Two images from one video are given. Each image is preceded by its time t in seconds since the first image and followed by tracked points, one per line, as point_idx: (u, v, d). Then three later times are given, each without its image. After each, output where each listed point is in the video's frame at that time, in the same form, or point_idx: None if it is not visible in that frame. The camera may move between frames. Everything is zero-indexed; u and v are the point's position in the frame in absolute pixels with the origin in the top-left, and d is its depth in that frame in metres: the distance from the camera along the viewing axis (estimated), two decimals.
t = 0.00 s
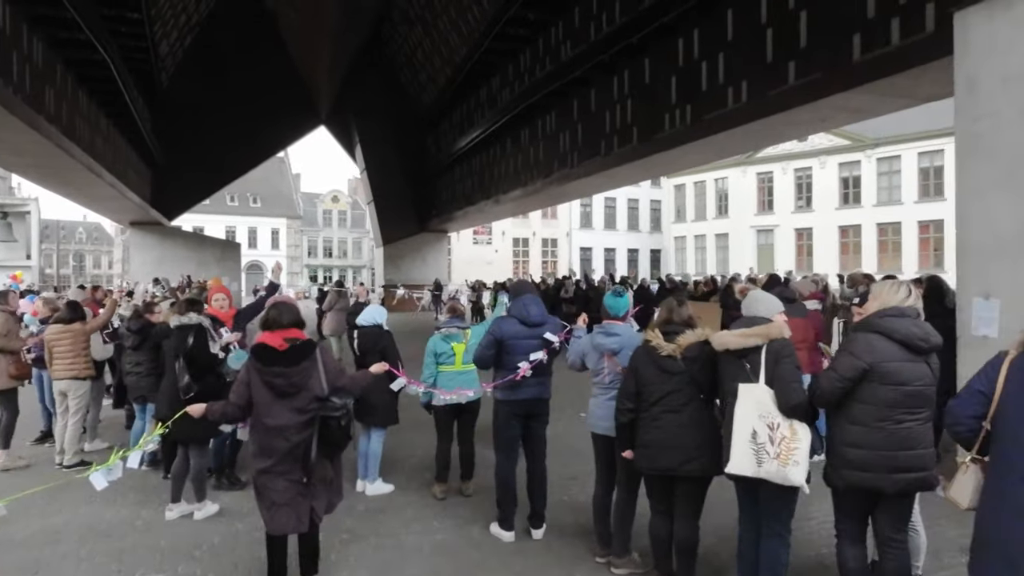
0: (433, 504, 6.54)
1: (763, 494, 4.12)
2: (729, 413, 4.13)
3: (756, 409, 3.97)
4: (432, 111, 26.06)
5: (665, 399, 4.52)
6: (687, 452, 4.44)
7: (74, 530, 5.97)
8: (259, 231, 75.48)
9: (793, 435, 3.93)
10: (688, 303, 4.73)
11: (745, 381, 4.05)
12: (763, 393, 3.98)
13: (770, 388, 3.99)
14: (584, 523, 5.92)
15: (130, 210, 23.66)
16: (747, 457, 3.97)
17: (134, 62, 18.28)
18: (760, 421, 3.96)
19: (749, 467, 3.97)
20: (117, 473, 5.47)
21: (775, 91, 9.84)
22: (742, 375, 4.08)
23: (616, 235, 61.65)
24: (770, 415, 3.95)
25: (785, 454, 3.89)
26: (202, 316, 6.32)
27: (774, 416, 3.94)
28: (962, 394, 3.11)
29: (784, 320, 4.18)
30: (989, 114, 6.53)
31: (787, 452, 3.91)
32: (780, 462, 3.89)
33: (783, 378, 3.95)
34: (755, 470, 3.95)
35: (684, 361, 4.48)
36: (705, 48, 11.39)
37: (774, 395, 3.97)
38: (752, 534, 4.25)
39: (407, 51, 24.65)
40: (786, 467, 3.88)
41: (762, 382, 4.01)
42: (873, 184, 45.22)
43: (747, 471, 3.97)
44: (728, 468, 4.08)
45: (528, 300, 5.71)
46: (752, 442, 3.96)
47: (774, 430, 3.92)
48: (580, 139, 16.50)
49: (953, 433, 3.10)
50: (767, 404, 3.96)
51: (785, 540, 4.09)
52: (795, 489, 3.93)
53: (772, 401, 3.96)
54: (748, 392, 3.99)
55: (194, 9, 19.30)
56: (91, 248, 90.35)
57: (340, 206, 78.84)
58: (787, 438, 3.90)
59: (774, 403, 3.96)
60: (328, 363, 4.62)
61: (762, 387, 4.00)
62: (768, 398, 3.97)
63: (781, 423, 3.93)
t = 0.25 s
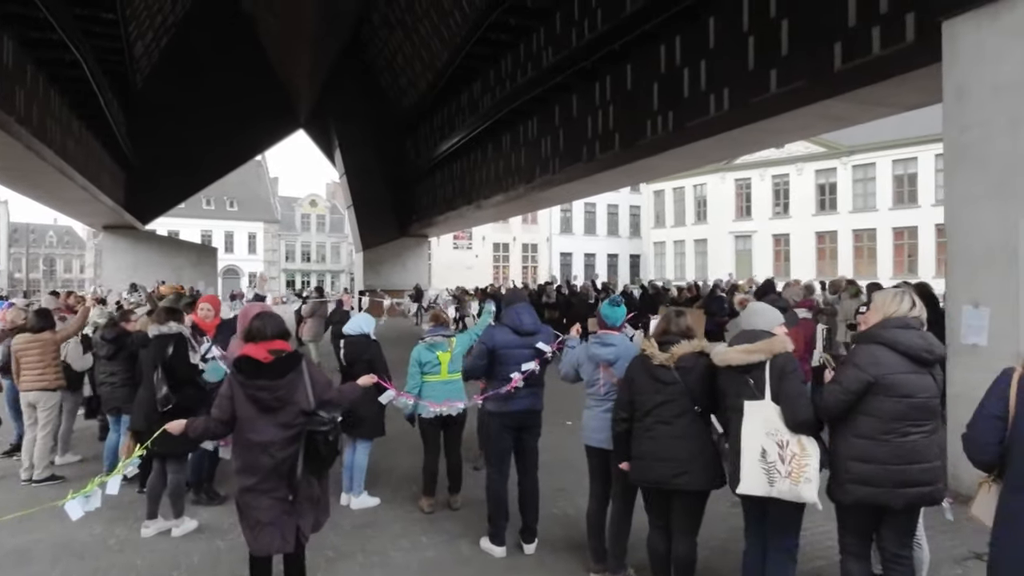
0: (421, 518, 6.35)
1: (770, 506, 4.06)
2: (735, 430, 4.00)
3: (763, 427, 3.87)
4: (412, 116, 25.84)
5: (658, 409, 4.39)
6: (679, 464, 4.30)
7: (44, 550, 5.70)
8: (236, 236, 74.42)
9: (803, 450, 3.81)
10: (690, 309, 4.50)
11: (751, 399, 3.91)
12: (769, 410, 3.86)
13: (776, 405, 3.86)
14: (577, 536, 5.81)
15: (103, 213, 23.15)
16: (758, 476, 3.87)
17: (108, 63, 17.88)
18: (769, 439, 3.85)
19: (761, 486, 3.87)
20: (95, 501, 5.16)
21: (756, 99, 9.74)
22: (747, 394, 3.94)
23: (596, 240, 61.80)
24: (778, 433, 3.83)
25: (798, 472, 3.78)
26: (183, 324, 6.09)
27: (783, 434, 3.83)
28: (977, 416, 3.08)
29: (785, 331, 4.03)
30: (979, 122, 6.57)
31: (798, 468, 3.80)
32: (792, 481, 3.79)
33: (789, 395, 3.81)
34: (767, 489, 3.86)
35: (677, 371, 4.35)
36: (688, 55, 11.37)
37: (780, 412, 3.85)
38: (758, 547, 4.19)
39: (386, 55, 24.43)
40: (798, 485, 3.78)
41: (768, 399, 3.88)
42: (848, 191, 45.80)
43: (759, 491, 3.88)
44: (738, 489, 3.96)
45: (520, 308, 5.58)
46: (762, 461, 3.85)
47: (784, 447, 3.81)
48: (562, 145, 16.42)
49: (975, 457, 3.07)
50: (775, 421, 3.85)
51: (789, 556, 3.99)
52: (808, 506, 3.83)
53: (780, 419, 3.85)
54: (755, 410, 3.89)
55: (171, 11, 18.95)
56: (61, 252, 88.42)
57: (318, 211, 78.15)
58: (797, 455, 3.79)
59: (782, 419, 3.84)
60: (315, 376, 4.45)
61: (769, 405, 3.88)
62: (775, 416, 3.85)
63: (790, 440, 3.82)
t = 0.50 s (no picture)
0: (410, 527, 6.24)
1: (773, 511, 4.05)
2: (738, 441, 4.00)
3: (768, 437, 3.87)
4: (392, 117, 25.64)
5: (649, 414, 4.27)
6: (671, 470, 4.19)
7: (17, 564, 5.48)
8: (211, 237, 73.26)
9: (808, 460, 3.82)
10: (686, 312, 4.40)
11: (754, 409, 3.91)
12: (773, 421, 3.86)
13: (779, 415, 3.86)
14: (570, 542, 5.77)
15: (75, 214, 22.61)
16: (764, 487, 3.88)
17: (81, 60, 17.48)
18: (774, 449, 3.86)
19: (768, 498, 3.88)
20: (73, 508, 4.89)
21: (741, 103, 9.83)
22: (749, 403, 3.94)
23: (575, 242, 61.92)
24: (783, 443, 3.84)
25: (804, 482, 3.79)
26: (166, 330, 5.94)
27: (788, 444, 3.83)
28: (983, 423, 3.03)
29: (784, 338, 3.99)
30: (965, 129, 6.63)
31: (805, 479, 3.81)
32: (800, 491, 3.80)
33: (792, 404, 3.79)
34: (775, 500, 3.87)
35: (667, 376, 4.22)
36: (670, 59, 11.40)
37: (783, 421, 3.85)
38: (763, 548, 4.22)
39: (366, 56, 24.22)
40: (806, 495, 3.79)
41: (771, 408, 3.88)
42: (824, 195, 46.36)
43: (766, 502, 3.88)
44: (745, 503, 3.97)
45: (513, 313, 5.48)
46: (768, 472, 3.86)
47: (789, 458, 3.82)
48: (544, 147, 16.37)
49: (979, 464, 3.02)
50: (779, 431, 3.86)
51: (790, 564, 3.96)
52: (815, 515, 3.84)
53: (784, 429, 3.85)
54: (759, 420, 3.88)
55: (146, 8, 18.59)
56: (30, 253, 86.39)
57: (295, 212, 77.38)
58: (803, 465, 3.80)
59: (786, 429, 3.84)
60: (305, 384, 4.29)
61: (773, 415, 3.88)
62: (779, 425, 3.86)
63: (794, 450, 3.83)
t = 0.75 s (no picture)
0: (395, 538, 6.11)
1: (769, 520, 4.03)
2: (734, 448, 3.96)
3: (764, 444, 3.84)
4: (365, 118, 25.37)
5: (643, 424, 4.20)
6: (663, 479, 4.11)
7: None
8: (179, 238, 71.69)
9: (804, 467, 3.82)
10: (681, 321, 4.32)
11: (751, 416, 3.88)
12: (770, 428, 3.84)
13: (776, 422, 3.84)
14: (558, 551, 5.70)
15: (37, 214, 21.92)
16: (760, 494, 3.87)
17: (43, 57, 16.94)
18: (770, 456, 3.84)
19: (763, 505, 3.87)
20: (45, 523, 4.70)
21: (715, 108, 9.84)
22: (745, 410, 3.90)
23: (549, 245, 61.99)
24: (779, 451, 3.82)
25: (800, 490, 3.80)
26: (143, 338, 5.72)
27: (784, 451, 3.82)
28: (986, 437, 3.01)
29: (782, 346, 3.96)
30: (947, 138, 6.71)
31: (800, 486, 3.82)
32: (795, 499, 3.80)
33: (790, 412, 3.78)
34: (769, 507, 3.86)
35: (661, 386, 4.15)
36: (646, 65, 11.44)
37: (780, 429, 3.83)
38: (757, 559, 4.18)
39: (340, 56, 23.94)
40: (801, 503, 3.80)
41: (768, 415, 3.85)
42: (793, 199, 47.15)
43: (761, 509, 3.88)
44: (739, 509, 3.96)
45: (504, 321, 5.39)
46: (764, 479, 3.84)
47: (785, 465, 3.81)
48: (519, 150, 16.30)
49: (981, 476, 3.02)
50: (775, 439, 3.83)
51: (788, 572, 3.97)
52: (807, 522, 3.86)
53: (780, 436, 3.83)
54: (755, 427, 3.85)
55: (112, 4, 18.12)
56: None
57: (265, 213, 76.21)
58: (800, 473, 3.79)
59: (781, 436, 3.83)
60: (293, 396, 4.13)
61: (770, 421, 3.85)
62: (776, 433, 3.83)
63: (791, 457, 3.82)
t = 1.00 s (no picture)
0: (376, 546, 5.96)
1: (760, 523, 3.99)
2: (726, 449, 3.91)
3: (758, 445, 3.79)
4: (338, 117, 25.03)
5: (635, 425, 4.14)
6: (654, 481, 4.03)
7: None
8: (145, 238, 70.08)
9: (796, 469, 3.75)
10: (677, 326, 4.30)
11: (745, 416, 3.82)
12: (764, 429, 3.78)
13: (771, 423, 3.78)
14: (544, 556, 5.61)
15: None
16: (752, 496, 3.81)
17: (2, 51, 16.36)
18: (763, 458, 3.78)
19: (755, 507, 3.81)
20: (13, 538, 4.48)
21: (691, 110, 9.86)
22: (740, 411, 3.85)
23: (523, 246, 61.96)
24: (772, 451, 3.77)
25: (792, 492, 3.73)
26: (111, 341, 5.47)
27: (777, 453, 3.76)
28: (984, 442, 2.99)
29: (776, 348, 3.93)
30: (927, 141, 6.77)
31: (793, 488, 3.75)
32: (788, 501, 3.73)
33: (784, 414, 3.73)
34: (761, 509, 3.80)
35: (657, 387, 4.09)
36: (622, 66, 11.42)
37: (774, 430, 3.78)
38: (748, 564, 4.13)
39: (312, 54, 23.59)
40: (793, 505, 3.73)
41: (762, 417, 3.80)
42: (764, 202, 47.81)
43: (753, 511, 3.81)
44: (731, 510, 3.89)
45: (491, 323, 5.27)
46: (756, 480, 3.78)
47: (778, 466, 3.75)
48: (495, 151, 16.19)
49: (979, 481, 2.98)
50: (770, 440, 3.78)
51: None
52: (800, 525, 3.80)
53: (774, 438, 3.78)
54: (748, 428, 3.80)
55: None
56: None
57: (235, 213, 74.98)
58: (792, 475, 3.73)
59: (775, 437, 3.77)
60: (274, 402, 3.98)
61: (763, 422, 3.80)
62: (770, 434, 3.78)
63: (784, 459, 3.75)
